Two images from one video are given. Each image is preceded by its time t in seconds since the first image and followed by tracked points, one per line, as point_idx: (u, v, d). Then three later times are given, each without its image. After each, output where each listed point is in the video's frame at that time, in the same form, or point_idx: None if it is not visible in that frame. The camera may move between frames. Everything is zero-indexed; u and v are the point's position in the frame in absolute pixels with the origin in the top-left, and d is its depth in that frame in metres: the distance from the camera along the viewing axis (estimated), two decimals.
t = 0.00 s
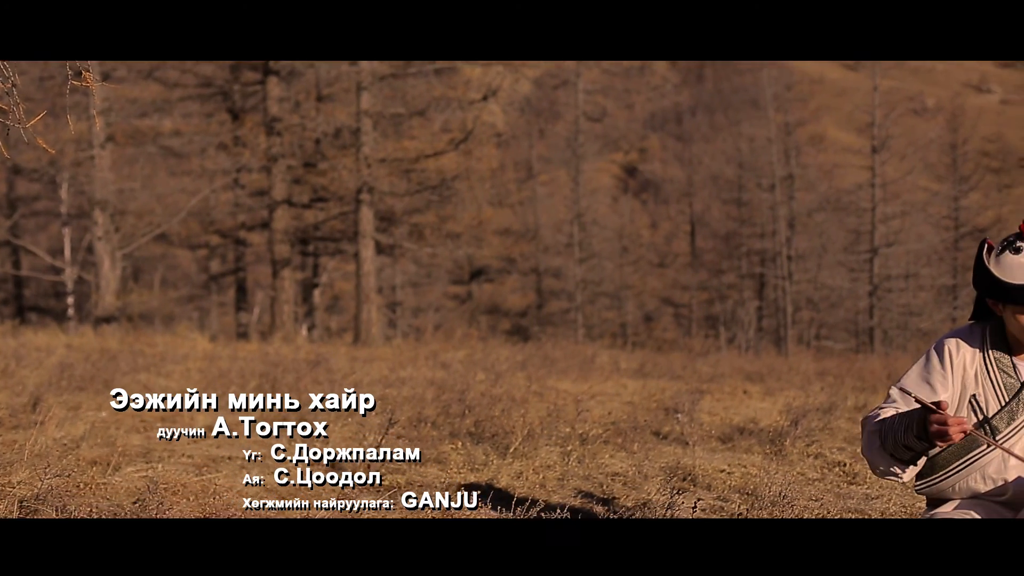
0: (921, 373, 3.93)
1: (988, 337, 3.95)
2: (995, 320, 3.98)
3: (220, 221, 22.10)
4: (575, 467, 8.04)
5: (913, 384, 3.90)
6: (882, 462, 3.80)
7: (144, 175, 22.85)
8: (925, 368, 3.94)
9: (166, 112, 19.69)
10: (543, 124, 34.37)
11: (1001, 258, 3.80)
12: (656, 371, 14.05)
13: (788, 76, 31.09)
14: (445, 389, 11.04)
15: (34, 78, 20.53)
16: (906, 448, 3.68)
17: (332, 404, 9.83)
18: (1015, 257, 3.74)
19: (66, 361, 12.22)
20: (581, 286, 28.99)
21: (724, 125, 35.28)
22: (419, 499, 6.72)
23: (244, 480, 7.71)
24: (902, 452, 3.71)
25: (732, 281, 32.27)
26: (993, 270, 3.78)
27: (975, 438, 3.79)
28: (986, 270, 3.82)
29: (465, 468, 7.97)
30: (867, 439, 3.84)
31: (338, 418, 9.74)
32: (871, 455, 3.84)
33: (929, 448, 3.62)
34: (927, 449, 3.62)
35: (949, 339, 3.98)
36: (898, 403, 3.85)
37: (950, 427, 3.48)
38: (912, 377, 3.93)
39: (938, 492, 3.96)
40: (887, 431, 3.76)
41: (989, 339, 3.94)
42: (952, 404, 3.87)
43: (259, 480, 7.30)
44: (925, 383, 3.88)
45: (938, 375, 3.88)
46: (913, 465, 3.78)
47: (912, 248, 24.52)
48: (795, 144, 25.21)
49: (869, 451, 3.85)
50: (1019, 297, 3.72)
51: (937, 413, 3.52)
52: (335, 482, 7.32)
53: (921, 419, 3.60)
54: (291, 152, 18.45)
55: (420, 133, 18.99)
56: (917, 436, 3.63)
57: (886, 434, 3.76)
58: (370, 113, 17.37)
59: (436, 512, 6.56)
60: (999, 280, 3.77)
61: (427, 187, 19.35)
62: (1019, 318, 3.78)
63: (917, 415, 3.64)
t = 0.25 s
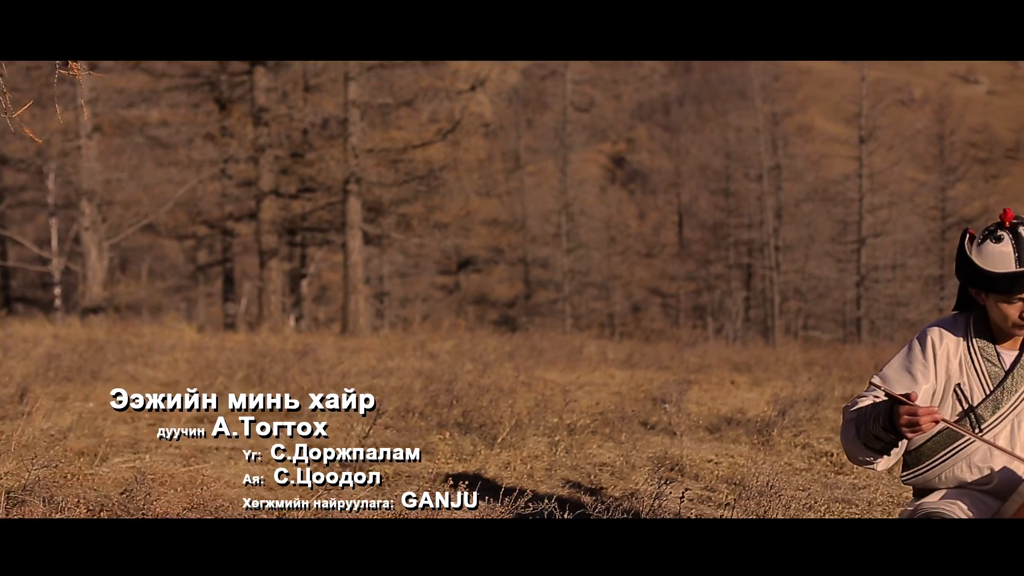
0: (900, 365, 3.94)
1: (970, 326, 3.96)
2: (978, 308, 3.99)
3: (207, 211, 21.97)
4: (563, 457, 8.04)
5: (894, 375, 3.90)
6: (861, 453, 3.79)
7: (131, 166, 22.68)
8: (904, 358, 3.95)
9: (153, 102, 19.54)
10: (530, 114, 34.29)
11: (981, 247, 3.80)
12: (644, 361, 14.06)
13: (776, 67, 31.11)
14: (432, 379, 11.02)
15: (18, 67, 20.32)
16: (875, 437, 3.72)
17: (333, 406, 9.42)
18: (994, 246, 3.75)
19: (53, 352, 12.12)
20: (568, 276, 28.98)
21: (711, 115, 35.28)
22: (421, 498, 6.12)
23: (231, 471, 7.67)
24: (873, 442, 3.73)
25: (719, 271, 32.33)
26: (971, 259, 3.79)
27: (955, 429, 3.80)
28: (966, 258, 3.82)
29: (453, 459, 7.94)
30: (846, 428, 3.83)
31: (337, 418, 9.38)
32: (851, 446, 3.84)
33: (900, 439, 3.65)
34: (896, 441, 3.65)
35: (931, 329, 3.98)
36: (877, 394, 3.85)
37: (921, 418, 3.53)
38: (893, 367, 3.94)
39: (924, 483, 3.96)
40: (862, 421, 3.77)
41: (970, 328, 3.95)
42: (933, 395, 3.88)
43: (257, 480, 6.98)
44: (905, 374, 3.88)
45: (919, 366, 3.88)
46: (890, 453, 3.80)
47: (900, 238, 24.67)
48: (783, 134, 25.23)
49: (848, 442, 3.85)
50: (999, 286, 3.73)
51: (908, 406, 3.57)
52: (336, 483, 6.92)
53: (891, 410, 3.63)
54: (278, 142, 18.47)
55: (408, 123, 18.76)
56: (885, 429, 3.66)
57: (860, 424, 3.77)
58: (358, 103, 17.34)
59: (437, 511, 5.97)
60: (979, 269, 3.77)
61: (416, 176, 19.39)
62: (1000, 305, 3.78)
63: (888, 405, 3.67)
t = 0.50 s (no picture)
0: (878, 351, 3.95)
1: (954, 316, 3.96)
2: (963, 298, 3.98)
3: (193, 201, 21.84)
4: (550, 448, 8.03)
5: (872, 360, 3.91)
6: (833, 435, 3.81)
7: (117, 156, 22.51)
8: (883, 344, 3.96)
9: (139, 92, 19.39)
10: (517, 105, 34.19)
11: (966, 236, 3.81)
12: (631, 352, 14.04)
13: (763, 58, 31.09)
14: (419, 370, 10.98)
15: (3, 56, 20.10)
16: (840, 416, 3.75)
17: (334, 406, 8.96)
18: (979, 235, 3.75)
19: (39, 343, 12.02)
20: (556, 268, 28.97)
21: (699, 105, 35.25)
22: (418, 497, 5.89)
23: (219, 461, 7.62)
24: (841, 422, 3.76)
25: (706, 262, 32.41)
26: (956, 249, 3.79)
27: (938, 418, 3.79)
28: (951, 248, 3.83)
29: (440, 449, 7.91)
30: (816, 408, 3.87)
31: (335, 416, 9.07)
32: (822, 428, 3.86)
33: (862, 417, 3.69)
34: (858, 418, 3.69)
35: (916, 318, 3.99)
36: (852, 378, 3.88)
37: (879, 395, 3.59)
38: (871, 353, 3.95)
39: (908, 473, 3.95)
40: (831, 402, 3.80)
41: (954, 317, 3.95)
42: (912, 383, 3.88)
43: (256, 481, 6.53)
44: (883, 359, 3.89)
45: (898, 352, 3.88)
46: (861, 434, 3.81)
47: (886, 229, 24.78)
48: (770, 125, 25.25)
49: (820, 425, 3.87)
50: (983, 275, 3.72)
51: (868, 384, 3.63)
52: (334, 483, 6.40)
53: (853, 389, 3.69)
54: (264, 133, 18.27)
55: (395, 114, 18.71)
56: (846, 408, 3.71)
57: (829, 404, 3.81)
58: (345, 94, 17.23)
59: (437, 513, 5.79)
60: (964, 259, 3.77)
61: (402, 168, 19.27)
62: (984, 295, 3.77)
63: (849, 385, 3.72)
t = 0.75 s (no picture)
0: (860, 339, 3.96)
1: (940, 306, 3.95)
2: (948, 289, 3.98)
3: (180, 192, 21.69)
4: (537, 438, 8.02)
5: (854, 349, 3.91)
6: (812, 420, 3.80)
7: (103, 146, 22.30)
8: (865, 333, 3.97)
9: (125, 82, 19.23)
10: (504, 95, 34.00)
11: (952, 227, 3.80)
12: (617, 343, 14.06)
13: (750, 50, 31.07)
14: (406, 360, 10.96)
15: None
16: (815, 399, 3.76)
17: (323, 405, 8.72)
18: (965, 225, 3.74)
19: (25, 334, 11.92)
20: (544, 259, 28.93)
21: (685, 96, 35.20)
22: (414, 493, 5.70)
23: (206, 451, 7.58)
24: (817, 405, 3.77)
25: (693, 253, 32.49)
26: (941, 239, 3.79)
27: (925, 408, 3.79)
28: (936, 238, 3.82)
29: (427, 441, 7.88)
30: (795, 393, 3.87)
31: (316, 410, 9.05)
32: (802, 413, 3.85)
33: (836, 399, 3.70)
34: (832, 400, 3.70)
35: (901, 308, 3.98)
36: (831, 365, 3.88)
37: (850, 373, 3.61)
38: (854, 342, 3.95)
39: (895, 463, 3.95)
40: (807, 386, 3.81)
41: (940, 307, 3.95)
42: (894, 372, 3.88)
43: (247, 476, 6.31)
44: (865, 347, 3.89)
45: (881, 341, 3.87)
46: (839, 419, 3.81)
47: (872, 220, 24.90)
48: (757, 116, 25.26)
49: (799, 410, 3.87)
50: (969, 264, 3.72)
51: (839, 362, 3.63)
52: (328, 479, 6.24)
53: (823, 371, 3.70)
54: (250, 124, 18.13)
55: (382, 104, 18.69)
56: (819, 390, 3.72)
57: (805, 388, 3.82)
58: (331, 85, 17.12)
59: (435, 513, 5.58)
60: (949, 248, 3.77)
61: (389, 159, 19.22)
62: (970, 285, 3.77)
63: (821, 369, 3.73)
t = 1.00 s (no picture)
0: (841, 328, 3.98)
1: (924, 295, 3.95)
2: (934, 280, 3.98)
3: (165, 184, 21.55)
4: (523, 430, 8.02)
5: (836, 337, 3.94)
6: (788, 404, 3.79)
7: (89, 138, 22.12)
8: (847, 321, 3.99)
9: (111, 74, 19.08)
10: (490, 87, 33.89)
11: (937, 214, 3.81)
12: (604, 334, 14.05)
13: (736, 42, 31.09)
14: (393, 352, 10.93)
15: None
16: (789, 380, 3.76)
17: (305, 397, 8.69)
18: (950, 211, 3.75)
19: (10, 327, 11.82)
20: (529, 251, 28.87)
21: (672, 88, 35.18)
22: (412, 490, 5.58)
23: (193, 444, 7.52)
24: (790, 387, 3.76)
25: (680, 245, 32.54)
26: (927, 225, 3.79)
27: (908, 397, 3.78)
28: (923, 224, 3.83)
29: (414, 432, 7.86)
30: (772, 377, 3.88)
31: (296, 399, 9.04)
32: (778, 397, 3.85)
33: (804, 376, 3.70)
34: (800, 378, 3.70)
35: (885, 298, 3.99)
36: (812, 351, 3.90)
37: (807, 348, 3.60)
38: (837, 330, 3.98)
39: (880, 455, 3.92)
40: (781, 368, 3.81)
41: (925, 297, 3.95)
42: (874, 360, 3.87)
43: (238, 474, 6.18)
44: (848, 335, 3.91)
45: (864, 330, 3.89)
46: (817, 404, 3.80)
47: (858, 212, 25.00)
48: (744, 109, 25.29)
49: (776, 394, 3.86)
50: (954, 250, 3.72)
51: (798, 335, 3.63)
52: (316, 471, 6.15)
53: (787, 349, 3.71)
54: (237, 116, 18.02)
55: (369, 96, 18.44)
56: (789, 370, 3.72)
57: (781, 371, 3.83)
58: (318, 77, 17.03)
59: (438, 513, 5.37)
60: (934, 235, 3.77)
61: (376, 151, 19.17)
62: (955, 271, 3.77)
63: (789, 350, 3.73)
